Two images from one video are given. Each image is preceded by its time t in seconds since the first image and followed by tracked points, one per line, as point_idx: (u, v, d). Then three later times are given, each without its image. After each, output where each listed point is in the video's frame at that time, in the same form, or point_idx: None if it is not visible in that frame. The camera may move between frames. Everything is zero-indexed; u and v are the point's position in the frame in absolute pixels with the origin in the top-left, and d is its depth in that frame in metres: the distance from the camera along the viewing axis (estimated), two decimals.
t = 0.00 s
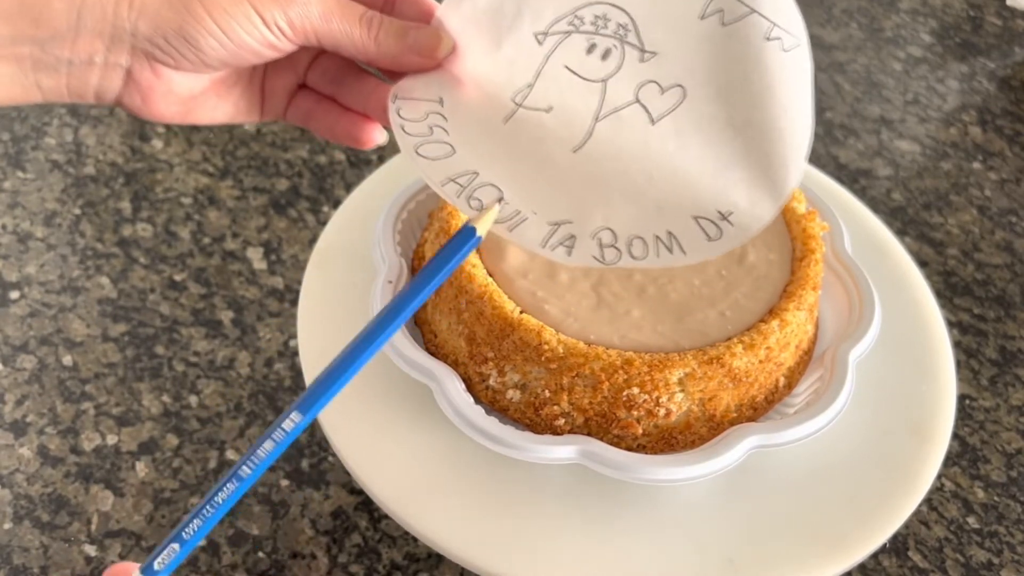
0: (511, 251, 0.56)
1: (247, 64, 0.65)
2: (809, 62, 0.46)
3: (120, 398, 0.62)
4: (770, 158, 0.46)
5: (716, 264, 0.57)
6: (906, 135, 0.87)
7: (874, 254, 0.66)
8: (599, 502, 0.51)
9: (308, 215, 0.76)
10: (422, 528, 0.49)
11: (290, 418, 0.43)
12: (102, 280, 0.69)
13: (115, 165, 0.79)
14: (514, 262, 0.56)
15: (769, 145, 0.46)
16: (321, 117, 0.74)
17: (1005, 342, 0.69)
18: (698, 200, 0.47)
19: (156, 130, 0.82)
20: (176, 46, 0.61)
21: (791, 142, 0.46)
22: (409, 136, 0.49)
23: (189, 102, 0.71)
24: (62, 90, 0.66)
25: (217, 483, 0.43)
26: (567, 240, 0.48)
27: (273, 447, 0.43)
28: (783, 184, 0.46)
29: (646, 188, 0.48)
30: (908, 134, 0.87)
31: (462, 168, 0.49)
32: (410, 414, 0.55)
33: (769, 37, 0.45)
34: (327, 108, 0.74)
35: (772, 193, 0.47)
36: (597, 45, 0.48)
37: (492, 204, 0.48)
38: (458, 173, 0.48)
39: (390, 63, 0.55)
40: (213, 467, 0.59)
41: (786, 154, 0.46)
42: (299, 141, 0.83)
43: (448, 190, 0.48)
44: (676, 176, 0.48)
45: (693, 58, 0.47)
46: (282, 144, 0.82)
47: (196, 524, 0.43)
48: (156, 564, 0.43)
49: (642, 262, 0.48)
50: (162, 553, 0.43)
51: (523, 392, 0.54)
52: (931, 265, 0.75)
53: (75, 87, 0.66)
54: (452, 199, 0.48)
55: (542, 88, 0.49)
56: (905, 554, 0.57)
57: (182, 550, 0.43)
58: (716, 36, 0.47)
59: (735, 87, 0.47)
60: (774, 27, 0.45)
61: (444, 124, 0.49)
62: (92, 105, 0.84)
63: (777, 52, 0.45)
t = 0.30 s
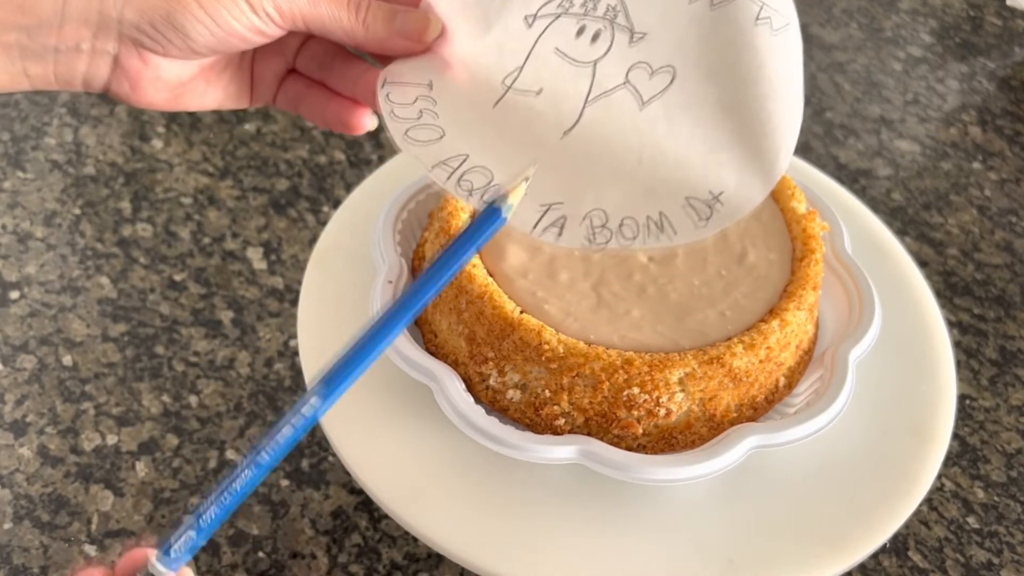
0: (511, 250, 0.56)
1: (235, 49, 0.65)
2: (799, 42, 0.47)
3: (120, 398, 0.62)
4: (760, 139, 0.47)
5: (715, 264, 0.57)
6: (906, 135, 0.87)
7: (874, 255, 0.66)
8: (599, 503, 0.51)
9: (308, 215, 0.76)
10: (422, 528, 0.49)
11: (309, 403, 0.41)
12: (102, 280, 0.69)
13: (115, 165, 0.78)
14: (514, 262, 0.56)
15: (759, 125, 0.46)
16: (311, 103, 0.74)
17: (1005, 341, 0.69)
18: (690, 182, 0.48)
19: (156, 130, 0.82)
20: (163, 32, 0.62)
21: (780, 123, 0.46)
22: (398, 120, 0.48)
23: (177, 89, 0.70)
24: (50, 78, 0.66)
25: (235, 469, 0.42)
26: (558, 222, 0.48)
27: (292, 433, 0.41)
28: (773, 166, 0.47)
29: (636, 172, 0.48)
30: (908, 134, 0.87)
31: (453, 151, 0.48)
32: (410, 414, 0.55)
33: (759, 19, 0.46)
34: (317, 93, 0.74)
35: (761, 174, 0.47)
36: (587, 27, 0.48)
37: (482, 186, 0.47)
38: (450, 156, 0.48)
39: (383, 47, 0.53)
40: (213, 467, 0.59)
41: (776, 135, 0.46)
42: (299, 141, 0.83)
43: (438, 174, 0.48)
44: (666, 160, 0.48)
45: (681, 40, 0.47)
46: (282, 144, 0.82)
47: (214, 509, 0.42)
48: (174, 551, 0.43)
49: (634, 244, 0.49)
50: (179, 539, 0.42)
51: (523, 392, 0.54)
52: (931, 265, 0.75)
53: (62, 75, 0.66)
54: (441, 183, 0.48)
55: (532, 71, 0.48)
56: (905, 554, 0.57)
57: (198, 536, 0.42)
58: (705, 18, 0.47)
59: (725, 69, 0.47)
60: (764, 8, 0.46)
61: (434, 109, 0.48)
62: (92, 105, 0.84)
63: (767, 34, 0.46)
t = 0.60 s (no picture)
0: (511, 250, 0.57)
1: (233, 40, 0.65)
2: (800, 25, 0.47)
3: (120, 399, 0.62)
4: (764, 126, 0.47)
5: (716, 264, 0.57)
6: (906, 135, 0.87)
7: (873, 255, 0.66)
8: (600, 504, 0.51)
9: (308, 215, 0.76)
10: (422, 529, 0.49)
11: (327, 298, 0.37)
12: (102, 280, 0.69)
13: (115, 165, 0.79)
14: (514, 262, 0.56)
15: (762, 111, 0.47)
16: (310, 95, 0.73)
17: (1005, 342, 0.69)
18: (692, 170, 0.48)
19: (156, 130, 0.82)
20: (159, 23, 0.62)
21: (782, 109, 0.46)
22: (397, 111, 0.49)
23: (176, 80, 0.70)
24: (46, 71, 0.66)
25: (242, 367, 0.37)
26: (559, 213, 0.49)
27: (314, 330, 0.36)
28: (776, 154, 0.47)
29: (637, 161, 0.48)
30: (908, 134, 0.87)
31: (454, 141, 0.49)
32: (411, 414, 0.55)
33: (762, 2, 0.46)
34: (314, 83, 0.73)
35: (764, 161, 0.48)
36: (587, 12, 0.47)
37: (482, 176, 0.49)
38: (450, 146, 0.49)
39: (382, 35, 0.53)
40: (214, 467, 0.59)
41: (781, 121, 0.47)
42: (299, 141, 0.83)
43: (438, 164, 0.49)
44: (668, 149, 0.47)
45: (682, 23, 0.47)
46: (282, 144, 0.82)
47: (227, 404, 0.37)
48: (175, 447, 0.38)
49: (635, 233, 0.49)
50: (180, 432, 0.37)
51: (523, 392, 0.54)
52: (931, 265, 0.75)
53: (58, 69, 0.66)
54: (442, 172, 0.49)
55: (532, 58, 0.48)
56: (905, 554, 0.57)
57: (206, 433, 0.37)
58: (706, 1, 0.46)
59: (728, 53, 0.46)
60: None
61: (433, 98, 0.49)
62: (92, 105, 0.84)
63: (770, 16, 0.46)
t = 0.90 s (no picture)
0: (511, 250, 0.57)
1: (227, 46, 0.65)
2: (792, 48, 0.47)
3: (120, 398, 0.62)
4: (752, 147, 0.47)
5: (715, 264, 0.57)
6: (906, 135, 0.87)
7: (872, 255, 0.66)
8: (600, 504, 0.51)
9: (308, 215, 0.76)
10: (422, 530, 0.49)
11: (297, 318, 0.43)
12: (102, 280, 0.69)
13: (115, 165, 0.79)
14: (514, 262, 0.56)
15: (752, 132, 0.47)
16: (304, 100, 0.75)
17: (1004, 342, 0.69)
18: (680, 190, 0.48)
19: (156, 130, 0.82)
20: (153, 30, 0.61)
21: (772, 130, 0.46)
22: (390, 123, 0.49)
23: (169, 86, 0.70)
24: (40, 75, 0.66)
25: (223, 391, 0.43)
26: (548, 230, 0.49)
27: (276, 351, 0.43)
28: (763, 176, 0.47)
29: (627, 177, 0.48)
30: (908, 134, 0.87)
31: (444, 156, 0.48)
32: (411, 414, 0.55)
33: (753, 22, 0.46)
34: (309, 90, 0.74)
35: (753, 182, 0.47)
36: (580, 28, 0.48)
37: (473, 193, 0.49)
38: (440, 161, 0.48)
39: (375, 45, 0.54)
40: (213, 467, 0.59)
41: (770, 142, 0.47)
42: (299, 141, 0.83)
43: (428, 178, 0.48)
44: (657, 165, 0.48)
45: (675, 41, 0.48)
46: (282, 144, 0.82)
47: (199, 436, 0.43)
48: (164, 477, 0.43)
49: (621, 253, 0.49)
50: (168, 465, 0.43)
51: (523, 392, 0.54)
52: (931, 265, 0.75)
53: (52, 73, 0.66)
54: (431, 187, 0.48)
55: (525, 71, 0.48)
56: (905, 554, 0.57)
57: (186, 462, 0.43)
58: (699, 20, 0.47)
59: (720, 73, 0.47)
60: (759, 12, 0.46)
61: (425, 110, 0.49)
62: (92, 105, 0.84)
63: (761, 38, 0.46)
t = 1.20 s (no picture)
0: (511, 250, 0.57)
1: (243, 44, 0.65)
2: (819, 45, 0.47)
3: (120, 398, 0.62)
4: (777, 142, 0.47)
5: (715, 264, 0.57)
6: (906, 135, 0.87)
7: (873, 255, 0.66)
8: (599, 505, 0.51)
9: (308, 215, 0.76)
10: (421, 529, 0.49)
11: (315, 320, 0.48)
12: (102, 280, 0.69)
13: (115, 165, 0.79)
14: (514, 262, 0.56)
15: (776, 126, 0.47)
16: (320, 98, 0.75)
17: (1005, 342, 0.69)
18: (703, 188, 0.47)
19: (156, 130, 0.82)
20: (170, 27, 0.61)
21: (797, 125, 0.46)
22: (408, 120, 0.49)
23: (185, 84, 0.70)
24: (57, 73, 0.66)
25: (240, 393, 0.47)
26: (569, 228, 0.48)
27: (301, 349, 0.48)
28: (789, 172, 0.47)
29: (647, 175, 0.48)
30: (908, 134, 0.87)
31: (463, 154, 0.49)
32: (412, 414, 0.55)
33: (779, 17, 0.47)
34: (325, 88, 0.74)
35: (778, 178, 0.47)
36: (602, 23, 0.49)
37: (492, 190, 0.49)
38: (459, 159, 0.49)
39: (394, 42, 0.54)
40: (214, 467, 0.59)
41: (794, 137, 0.46)
42: (299, 141, 0.83)
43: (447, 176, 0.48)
44: (679, 163, 0.48)
45: (699, 38, 0.48)
46: (282, 144, 0.82)
47: (216, 439, 0.46)
48: (188, 483, 0.45)
49: (646, 252, 0.48)
50: (191, 471, 0.45)
51: (523, 392, 0.54)
52: (931, 265, 0.75)
53: (69, 70, 0.66)
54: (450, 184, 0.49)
55: (546, 67, 0.49)
56: (905, 554, 0.57)
57: (207, 467, 0.45)
58: (724, 15, 0.48)
59: (745, 68, 0.47)
60: (784, 7, 0.47)
61: (444, 107, 0.49)
62: (92, 105, 0.84)
63: (788, 32, 0.46)
